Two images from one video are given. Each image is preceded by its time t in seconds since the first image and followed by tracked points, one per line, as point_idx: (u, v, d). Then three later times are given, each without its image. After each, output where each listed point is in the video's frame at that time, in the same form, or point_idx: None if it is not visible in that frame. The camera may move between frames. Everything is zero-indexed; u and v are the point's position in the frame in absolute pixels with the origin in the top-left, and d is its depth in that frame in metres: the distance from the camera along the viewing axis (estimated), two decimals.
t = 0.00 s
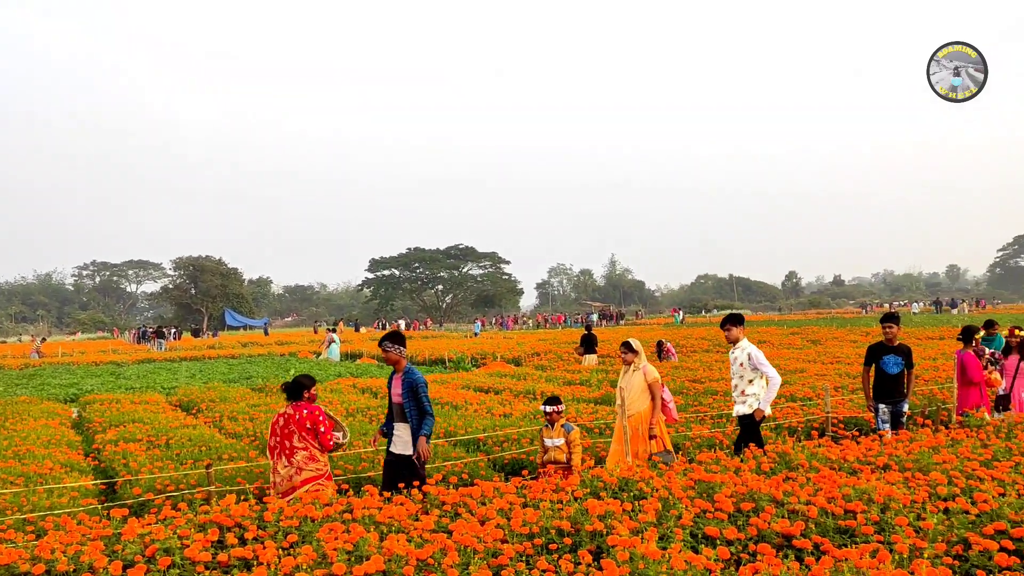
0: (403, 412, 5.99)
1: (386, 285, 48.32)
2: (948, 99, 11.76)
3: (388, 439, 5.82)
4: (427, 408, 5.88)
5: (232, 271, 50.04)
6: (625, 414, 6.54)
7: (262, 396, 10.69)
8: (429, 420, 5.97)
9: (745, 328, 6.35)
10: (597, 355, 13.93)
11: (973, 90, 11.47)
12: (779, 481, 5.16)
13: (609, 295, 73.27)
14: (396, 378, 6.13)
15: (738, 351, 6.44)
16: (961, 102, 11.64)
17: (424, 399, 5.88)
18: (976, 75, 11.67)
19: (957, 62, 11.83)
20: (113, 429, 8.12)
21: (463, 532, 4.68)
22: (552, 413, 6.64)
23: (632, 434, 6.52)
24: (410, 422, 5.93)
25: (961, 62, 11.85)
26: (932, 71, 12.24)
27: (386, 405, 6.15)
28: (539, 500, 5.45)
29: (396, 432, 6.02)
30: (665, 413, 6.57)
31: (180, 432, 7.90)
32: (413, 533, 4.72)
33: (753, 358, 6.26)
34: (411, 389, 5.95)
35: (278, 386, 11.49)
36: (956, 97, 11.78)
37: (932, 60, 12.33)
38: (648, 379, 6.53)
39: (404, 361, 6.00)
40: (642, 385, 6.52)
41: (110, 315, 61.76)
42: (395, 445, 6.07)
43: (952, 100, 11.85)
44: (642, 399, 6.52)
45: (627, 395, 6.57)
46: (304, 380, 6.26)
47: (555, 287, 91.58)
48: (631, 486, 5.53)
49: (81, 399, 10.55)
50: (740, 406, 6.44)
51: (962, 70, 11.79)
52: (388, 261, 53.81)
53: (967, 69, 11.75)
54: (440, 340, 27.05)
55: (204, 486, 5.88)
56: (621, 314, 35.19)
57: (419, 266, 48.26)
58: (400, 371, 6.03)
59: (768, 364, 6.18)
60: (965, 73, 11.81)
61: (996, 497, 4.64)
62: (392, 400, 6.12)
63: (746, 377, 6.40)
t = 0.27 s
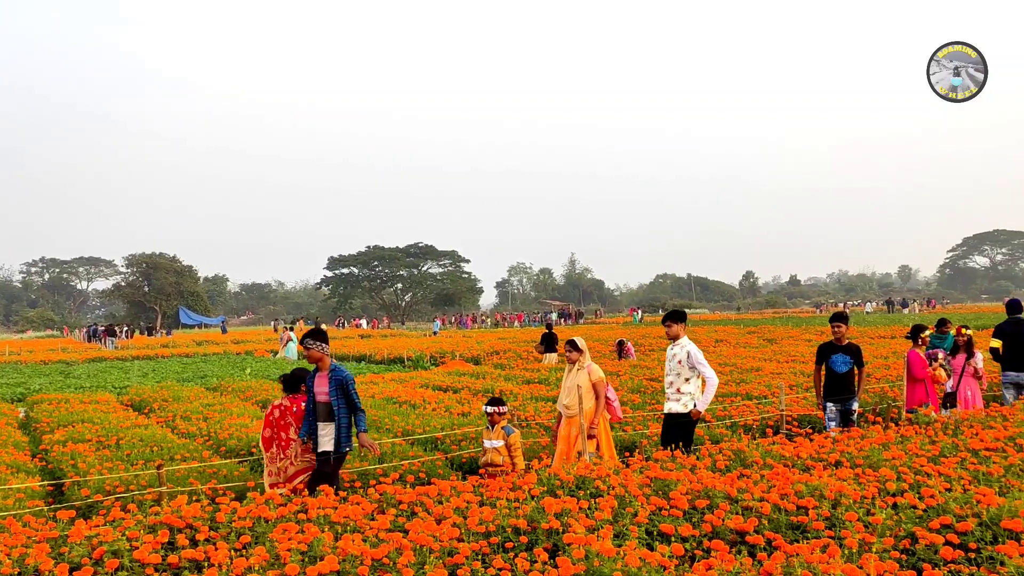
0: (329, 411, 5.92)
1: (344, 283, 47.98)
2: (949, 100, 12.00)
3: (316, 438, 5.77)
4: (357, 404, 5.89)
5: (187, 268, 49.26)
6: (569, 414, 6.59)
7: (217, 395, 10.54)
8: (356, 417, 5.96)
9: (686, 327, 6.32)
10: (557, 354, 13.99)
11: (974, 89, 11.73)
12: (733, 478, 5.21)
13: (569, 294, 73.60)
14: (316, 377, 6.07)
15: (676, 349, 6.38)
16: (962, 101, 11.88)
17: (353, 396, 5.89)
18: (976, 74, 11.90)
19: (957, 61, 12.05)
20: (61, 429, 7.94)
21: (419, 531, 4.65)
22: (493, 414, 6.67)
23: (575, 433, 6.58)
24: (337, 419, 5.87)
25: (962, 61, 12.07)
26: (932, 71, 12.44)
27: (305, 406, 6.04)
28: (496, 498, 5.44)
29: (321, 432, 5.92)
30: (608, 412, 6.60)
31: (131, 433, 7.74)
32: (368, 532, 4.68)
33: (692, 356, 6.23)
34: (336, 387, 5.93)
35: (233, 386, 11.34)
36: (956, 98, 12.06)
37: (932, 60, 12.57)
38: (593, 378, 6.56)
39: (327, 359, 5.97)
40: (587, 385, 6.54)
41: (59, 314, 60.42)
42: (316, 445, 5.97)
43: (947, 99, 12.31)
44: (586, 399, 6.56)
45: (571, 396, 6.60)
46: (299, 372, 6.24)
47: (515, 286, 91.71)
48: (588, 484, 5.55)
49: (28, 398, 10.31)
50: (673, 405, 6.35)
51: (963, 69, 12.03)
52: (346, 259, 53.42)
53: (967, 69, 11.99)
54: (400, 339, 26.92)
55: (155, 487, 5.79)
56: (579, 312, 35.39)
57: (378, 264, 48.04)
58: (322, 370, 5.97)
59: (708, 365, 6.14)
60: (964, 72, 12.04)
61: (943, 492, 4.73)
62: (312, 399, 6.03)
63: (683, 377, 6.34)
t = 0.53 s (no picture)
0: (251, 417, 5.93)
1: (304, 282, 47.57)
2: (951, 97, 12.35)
3: (232, 448, 5.73)
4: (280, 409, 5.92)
5: (143, 267, 48.45)
6: (511, 418, 6.60)
7: (173, 395, 10.39)
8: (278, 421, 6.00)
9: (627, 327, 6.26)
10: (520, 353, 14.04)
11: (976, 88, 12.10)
12: (690, 477, 5.26)
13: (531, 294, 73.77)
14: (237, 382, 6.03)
15: (618, 350, 6.33)
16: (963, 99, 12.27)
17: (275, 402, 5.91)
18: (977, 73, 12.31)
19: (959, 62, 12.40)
20: (9, 430, 7.76)
21: (377, 531, 4.63)
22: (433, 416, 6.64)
23: (517, 439, 6.59)
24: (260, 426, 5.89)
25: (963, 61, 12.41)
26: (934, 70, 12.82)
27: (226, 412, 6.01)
28: (455, 498, 5.43)
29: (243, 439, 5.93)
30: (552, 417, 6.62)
31: (83, 434, 7.59)
32: (325, 533, 4.65)
33: (636, 358, 6.18)
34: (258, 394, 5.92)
35: (190, 386, 11.18)
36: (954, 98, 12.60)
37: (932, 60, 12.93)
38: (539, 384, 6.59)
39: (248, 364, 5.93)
40: (531, 390, 6.58)
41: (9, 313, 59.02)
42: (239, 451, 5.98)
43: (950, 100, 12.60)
44: (530, 404, 6.59)
45: (516, 400, 6.60)
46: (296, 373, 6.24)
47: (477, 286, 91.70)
48: (547, 484, 5.57)
49: None
50: (618, 407, 6.38)
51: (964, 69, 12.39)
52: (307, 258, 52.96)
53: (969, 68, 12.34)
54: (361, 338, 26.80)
55: (107, 489, 5.69)
56: (540, 312, 35.55)
57: (339, 263, 47.76)
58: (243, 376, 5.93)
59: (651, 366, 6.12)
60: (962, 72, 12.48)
61: (893, 488, 4.84)
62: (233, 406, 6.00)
63: (626, 378, 6.32)
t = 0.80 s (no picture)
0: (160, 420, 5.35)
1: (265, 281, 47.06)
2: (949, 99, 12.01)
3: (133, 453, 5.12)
4: (190, 416, 5.32)
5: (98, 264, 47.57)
6: (456, 418, 6.58)
7: (128, 395, 10.21)
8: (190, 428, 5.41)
9: (567, 327, 6.35)
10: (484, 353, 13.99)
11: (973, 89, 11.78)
12: (650, 475, 5.29)
13: (495, 292, 73.73)
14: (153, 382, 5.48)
15: (557, 349, 6.39)
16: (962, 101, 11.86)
17: (186, 407, 5.32)
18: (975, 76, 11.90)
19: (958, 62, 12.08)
20: None
21: (335, 532, 4.60)
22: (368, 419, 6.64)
23: (463, 438, 6.60)
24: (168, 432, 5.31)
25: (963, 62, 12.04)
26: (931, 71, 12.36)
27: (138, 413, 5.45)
28: (415, 498, 5.41)
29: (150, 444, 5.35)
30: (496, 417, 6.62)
31: (34, 435, 7.43)
32: (283, 534, 4.60)
33: (574, 357, 6.26)
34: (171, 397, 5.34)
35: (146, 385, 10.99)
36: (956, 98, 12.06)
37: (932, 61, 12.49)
38: (483, 384, 6.57)
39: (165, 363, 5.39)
40: (476, 389, 6.56)
41: None
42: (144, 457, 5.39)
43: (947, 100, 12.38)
44: (475, 404, 6.58)
45: (461, 399, 6.60)
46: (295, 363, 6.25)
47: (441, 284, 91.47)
48: (508, 483, 5.57)
49: None
50: (557, 406, 6.37)
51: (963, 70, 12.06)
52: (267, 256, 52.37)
53: (967, 69, 12.00)
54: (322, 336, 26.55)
55: (58, 491, 5.58)
56: (503, 312, 35.53)
57: (301, 261, 47.30)
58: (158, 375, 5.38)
59: (589, 365, 6.19)
60: (964, 73, 12.04)
61: (847, 486, 4.91)
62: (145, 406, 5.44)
63: (566, 377, 6.36)
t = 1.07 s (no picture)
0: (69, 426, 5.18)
1: (227, 278, 46.48)
2: (950, 97, 12.51)
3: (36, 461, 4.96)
4: (99, 422, 5.16)
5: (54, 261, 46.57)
6: (404, 417, 6.58)
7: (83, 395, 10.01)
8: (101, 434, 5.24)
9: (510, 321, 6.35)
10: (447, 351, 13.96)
11: (974, 87, 12.20)
12: (612, 473, 5.32)
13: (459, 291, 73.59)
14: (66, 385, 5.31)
15: (501, 344, 6.38)
16: (964, 99, 12.30)
17: (95, 413, 5.16)
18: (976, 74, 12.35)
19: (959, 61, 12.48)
20: None
21: (296, 531, 4.55)
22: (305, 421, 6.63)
23: (412, 438, 6.59)
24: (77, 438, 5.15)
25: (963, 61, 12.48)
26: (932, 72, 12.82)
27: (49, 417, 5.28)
28: (377, 497, 5.37)
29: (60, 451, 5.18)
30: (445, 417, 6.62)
31: None
32: (243, 534, 4.54)
33: (518, 350, 6.26)
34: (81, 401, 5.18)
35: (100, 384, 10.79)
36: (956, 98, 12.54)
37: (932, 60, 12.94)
38: (431, 383, 6.58)
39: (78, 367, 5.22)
40: (425, 388, 6.57)
41: None
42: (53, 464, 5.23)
43: (949, 98, 12.61)
44: (424, 403, 6.58)
45: (410, 399, 6.59)
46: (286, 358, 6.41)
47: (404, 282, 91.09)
48: (470, 482, 5.56)
49: None
50: (504, 401, 6.35)
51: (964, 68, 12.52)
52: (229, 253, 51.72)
53: (968, 68, 12.42)
54: (282, 333, 26.26)
55: (11, 492, 5.47)
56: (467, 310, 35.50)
57: (264, 259, 46.76)
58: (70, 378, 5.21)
59: (534, 358, 6.19)
60: (965, 72, 12.43)
61: (805, 482, 4.98)
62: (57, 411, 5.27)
63: (511, 372, 6.35)
